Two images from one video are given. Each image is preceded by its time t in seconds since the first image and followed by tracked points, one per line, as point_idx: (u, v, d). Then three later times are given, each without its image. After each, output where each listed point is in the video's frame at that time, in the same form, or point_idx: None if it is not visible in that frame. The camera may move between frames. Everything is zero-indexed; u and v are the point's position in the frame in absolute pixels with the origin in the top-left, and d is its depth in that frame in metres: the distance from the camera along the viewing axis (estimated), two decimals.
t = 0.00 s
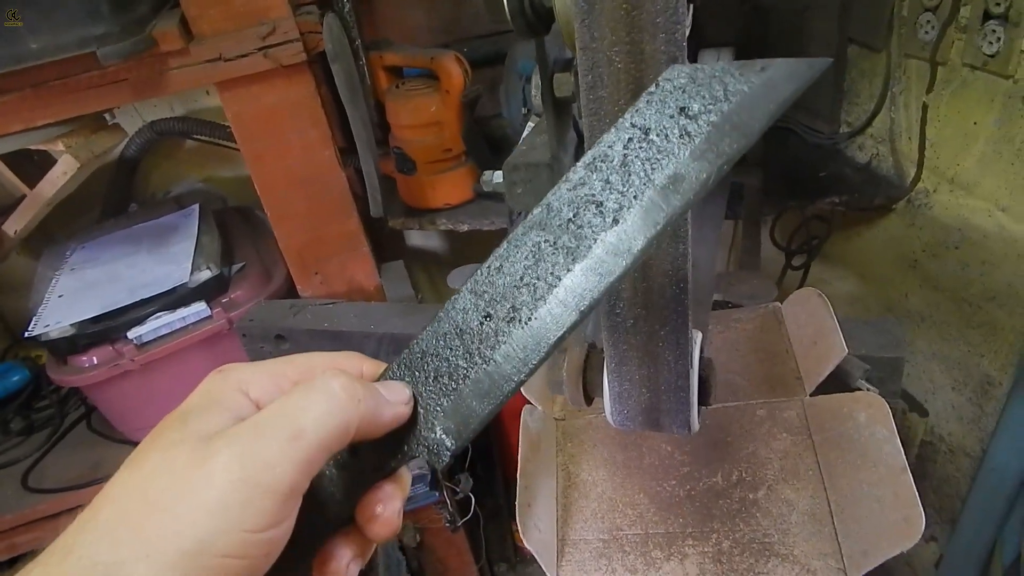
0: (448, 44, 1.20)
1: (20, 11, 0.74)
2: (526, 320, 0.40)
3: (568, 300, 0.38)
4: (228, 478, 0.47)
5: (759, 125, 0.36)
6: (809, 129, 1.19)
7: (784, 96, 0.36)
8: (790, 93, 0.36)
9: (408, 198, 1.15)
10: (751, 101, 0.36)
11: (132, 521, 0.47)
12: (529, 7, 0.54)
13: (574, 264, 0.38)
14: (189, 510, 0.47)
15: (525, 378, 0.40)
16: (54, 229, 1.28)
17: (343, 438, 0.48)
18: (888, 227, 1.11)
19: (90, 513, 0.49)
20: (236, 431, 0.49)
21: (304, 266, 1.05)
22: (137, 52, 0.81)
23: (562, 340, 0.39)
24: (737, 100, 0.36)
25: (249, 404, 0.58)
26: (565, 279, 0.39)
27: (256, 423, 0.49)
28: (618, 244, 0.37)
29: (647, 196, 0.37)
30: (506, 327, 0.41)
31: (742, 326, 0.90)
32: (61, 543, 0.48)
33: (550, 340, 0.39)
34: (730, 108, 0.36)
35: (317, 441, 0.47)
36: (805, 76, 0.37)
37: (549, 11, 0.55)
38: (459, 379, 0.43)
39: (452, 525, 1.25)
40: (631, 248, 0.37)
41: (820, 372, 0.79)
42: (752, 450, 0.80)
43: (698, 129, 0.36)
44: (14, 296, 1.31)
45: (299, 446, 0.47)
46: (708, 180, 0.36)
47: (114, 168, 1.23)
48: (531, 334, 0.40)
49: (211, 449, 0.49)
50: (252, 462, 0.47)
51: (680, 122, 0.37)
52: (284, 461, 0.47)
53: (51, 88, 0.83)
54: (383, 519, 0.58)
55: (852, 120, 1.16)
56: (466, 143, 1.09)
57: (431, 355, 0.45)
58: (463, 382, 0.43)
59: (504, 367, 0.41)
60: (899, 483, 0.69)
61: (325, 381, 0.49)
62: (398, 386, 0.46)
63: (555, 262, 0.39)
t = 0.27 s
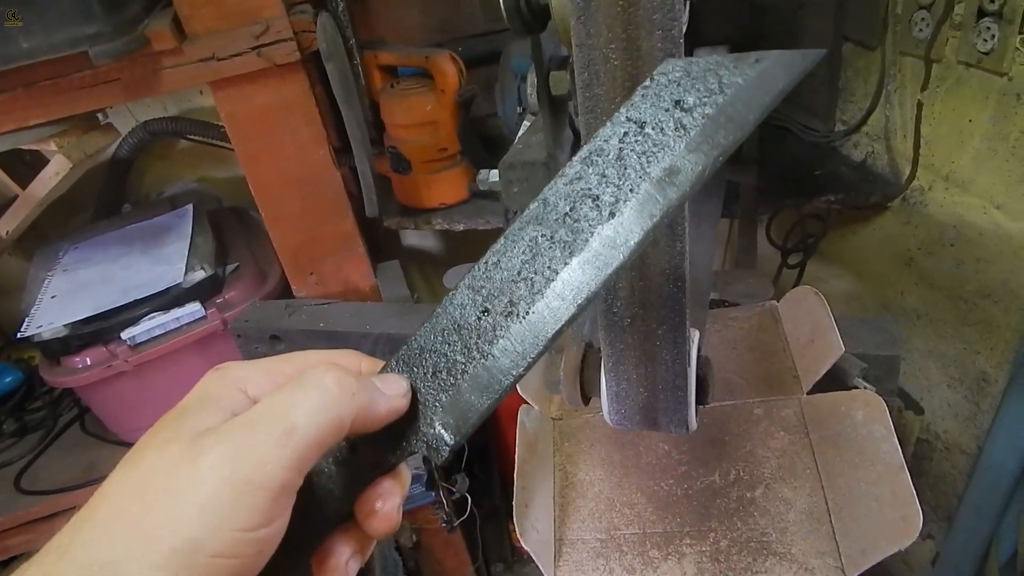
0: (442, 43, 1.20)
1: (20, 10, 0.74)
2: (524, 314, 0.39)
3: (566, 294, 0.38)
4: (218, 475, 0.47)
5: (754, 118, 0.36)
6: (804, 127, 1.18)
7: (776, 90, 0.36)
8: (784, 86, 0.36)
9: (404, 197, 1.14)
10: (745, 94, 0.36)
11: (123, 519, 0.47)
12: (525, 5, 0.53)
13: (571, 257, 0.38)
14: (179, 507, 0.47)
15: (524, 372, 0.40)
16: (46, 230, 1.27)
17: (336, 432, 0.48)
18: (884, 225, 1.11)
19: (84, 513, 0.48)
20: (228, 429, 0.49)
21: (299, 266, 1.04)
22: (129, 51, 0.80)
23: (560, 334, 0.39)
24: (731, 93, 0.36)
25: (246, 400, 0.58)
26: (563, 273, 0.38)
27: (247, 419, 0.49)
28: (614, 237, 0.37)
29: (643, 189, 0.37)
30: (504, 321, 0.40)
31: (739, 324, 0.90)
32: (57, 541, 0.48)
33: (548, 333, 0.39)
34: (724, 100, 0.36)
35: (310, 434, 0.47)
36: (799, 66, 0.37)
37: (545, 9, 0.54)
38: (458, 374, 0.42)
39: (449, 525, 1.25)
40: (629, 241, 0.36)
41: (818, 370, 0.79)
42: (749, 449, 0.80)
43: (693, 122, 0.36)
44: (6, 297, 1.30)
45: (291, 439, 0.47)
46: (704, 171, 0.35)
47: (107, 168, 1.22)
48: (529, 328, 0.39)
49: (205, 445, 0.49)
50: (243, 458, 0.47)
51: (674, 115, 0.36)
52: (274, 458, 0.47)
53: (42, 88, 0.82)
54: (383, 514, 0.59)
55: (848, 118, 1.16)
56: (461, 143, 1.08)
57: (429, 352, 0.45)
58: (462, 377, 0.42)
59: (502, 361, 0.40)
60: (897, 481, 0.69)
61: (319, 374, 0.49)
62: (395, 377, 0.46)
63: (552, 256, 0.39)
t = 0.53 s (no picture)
0: (451, 44, 1.20)
1: (20, 10, 0.75)
2: (543, 318, 0.38)
3: (585, 297, 0.37)
4: (264, 520, 0.42)
5: (762, 121, 0.37)
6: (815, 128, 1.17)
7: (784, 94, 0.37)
8: (791, 90, 0.37)
9: (413, 199, 1.14)
10: (752, 98, 0.37)
11: (149, 554, 0.41)
12: (539, 6, 0.53)
13: (589, 259, 0.37)
14: (215, 551, 0.42)
15: (544, 376, 0.39)
16: (58, 231, 1.27)
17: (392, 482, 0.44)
18: (896, 227, 1.10)
19: (99, 544, 0.42)
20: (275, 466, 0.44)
21: (309, 268, 1.04)
22: (140, 53, 0.80)
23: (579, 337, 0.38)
24: (739, 98, 0.37)
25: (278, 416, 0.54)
26: (581, 276, 0.37)
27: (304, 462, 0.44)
28: (632, 240, 0.37)
29: (657, 192, 0.37)
30: (523, 325, 0.39)
31: (752, 327, 0.89)
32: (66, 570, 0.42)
33: (568, 336, 0.38)
34: (733, 106, 0.37)
35: (366, 491, 0.44)
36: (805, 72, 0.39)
37: (558, 10, 0.54)
38: (475, 380, 0.40)
39: (458, 527, 1.24)
40: (645, 243, 0.37)
41: (832, 373, 0.78)
42: (763, 452, 0.79)
43: (704, 127, 0.37)
44: (17, 298, 1.31)
45: (347, 497, 0.43)
46: (716, 175, 0.36)
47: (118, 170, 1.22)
48: (547, 331, 0.38)
49: (250, 484, 0.43)
50: (295, 507, 0.43)
51: (685, 121, 0.37)
52: (326, 508, 0.43)
53: (54, 89, 0.82)
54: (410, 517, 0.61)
55: (860, 119, 1.15)
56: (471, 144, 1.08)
57: (439, 359, 0.41)
58: (480, 382, 0.40)
59: (523, 366, 0.39)
60: (914, 485, 0.67)
61: (382, 417, 0.43)
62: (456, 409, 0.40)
63: (569, 259, 0.38)
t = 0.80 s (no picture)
0: (454, 44, 1.20)
1: (20, 10, 0.73)
2: (530, 318, 0.38)
3: (571, 297, 0.37)
4: (266, 534, 0.43)
5: (746, 117, 0.36)
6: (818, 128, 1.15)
7: (767, 91, 0.37)
8: (774, 86, 0.37)
9: (416, 200, 1.14)
10: (737, 95, 0.36)
11: (152, 564, 0.42)
12: (543, 8, 0.53)
13: (575, 260, 0.37)
14: (217, 563, 0.43)
15: (533, 376, 0.39)
16: (61, 233, 1.27)
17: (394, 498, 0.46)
18: (901, 227, 1.10)
19: (102, 547, 0.43)
20: (276, 481, 0.45)
21: (312, 269, 1.05)
22: (143, 55, 0.81)
23: (566, 337, 0.38)
24: (723, 96, 0.36)
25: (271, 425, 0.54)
26: (567, 276, 0.37)
27: (304, 479, 0.44)
28: (617, 240, 0.36)
29: (642, 191, 0.36)
30: (510, 326, 0.39)
31: (755, 328, 0.89)
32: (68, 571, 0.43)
33: (555, 337, 0.38)
34: (717, 104, 0.36)
35: (370, 508, 0.45)
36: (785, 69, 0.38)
37: (561, 11, 0.54)
38: (465, 381, 0.40)
39: (461, 529, 1.24)
40: (630, 243, 0.36)
41: (836, 375, 0.78)
42: (767, 455, 0.79)
43: (688, 125, 0.36)
44: (21, 300, 1.31)
45: (351, 514, 0.45)
46: (701, 173, 0.36)
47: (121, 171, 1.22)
48: (535, 331, 0.38)
49: (253, 499, 0.44)
50: (296, 522, 0.44)
51: (669, 119, 0.37)
52: (325, 524, 0.44)
53: (58, 91, 0.83)
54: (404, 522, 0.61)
55: (864, 119, 1.14)
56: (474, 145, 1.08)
57: (430, 360, 0.42)
58: (469, 383, 0.40)
59: (511, 366, 0.39)
60: (919, 489, 0.67)
61: (384, 435, 0.43)
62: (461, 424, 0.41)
63: (555, 259, 0.38)
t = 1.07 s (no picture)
0: (453, 47, 1.20)
1: (20, 11, 0.73)
2: (531, 321, 0.38)
3: (572, 300, 0.37)
4: (277, 538, 0.43)
5: (741, 122, 0.37)
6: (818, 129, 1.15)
7: (760, 97, 0.38)
8: (768, 92, 0.38)
9: (415, 202, 1.14)
10: (733, 101, 0.37)
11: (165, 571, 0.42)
12: (539, 12, 0.53)
13: (576, 262, 0.37)
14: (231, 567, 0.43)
15: (534, 379, 0.39)
16: (61, 235, 1.27)
17: (404, 495, 0.45)
18: (900, 228, 1.10)
19: (115, 553, 0.43)
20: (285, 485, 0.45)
21: (311, 271, 1.04)
22: (142, 58, 0.81)
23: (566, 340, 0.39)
24: (719, 101, 0.37)
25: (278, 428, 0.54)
26: (568, 279, 0.37)
27: (312, 483, 0.44)
28: (617, 243, 0.37)
29: (642, 194, 0.37)
30: (512, 329, 0.39)
31: (753, 329, 0.89)
32: None
33: (556, 339, 0.38)
34: (714, 109, 0.37)
35: (379, 507, 0.44)
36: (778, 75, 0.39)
37: (557, 14, 0.54)
38: (467, 384, 0.40)
39: (461, 530, 1.24)
40: (630, 245, 0.37)
41: (835, 377, 0.78)
42: (765, 456, 0.79)
43: (686, 130, 0.37)
44: (21, 302, 1.31)
45: (361, 514, 0.44)
46: (700, 177, 0.37)
47: (120, 174, 1.23)
48: (537, 335, 0.38)
49: (263, 503, 0.44)
50: (306, 525, 0.44)
51: (668, 123, 0.37)
52: (335, 527, 0.44)
53: (57, 94, 0.83)
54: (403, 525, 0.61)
55: (863, 120, 1.14)
56: (472, 147, 1.08)
57: (430, 364, 0.41)
58: (471, 386, 0.40)
59: (513, 369, 0.39)
60: (918, 490, 0.68)
61: (390, 433, 0.42)
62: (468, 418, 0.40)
63: (556, 263, 0.38)
